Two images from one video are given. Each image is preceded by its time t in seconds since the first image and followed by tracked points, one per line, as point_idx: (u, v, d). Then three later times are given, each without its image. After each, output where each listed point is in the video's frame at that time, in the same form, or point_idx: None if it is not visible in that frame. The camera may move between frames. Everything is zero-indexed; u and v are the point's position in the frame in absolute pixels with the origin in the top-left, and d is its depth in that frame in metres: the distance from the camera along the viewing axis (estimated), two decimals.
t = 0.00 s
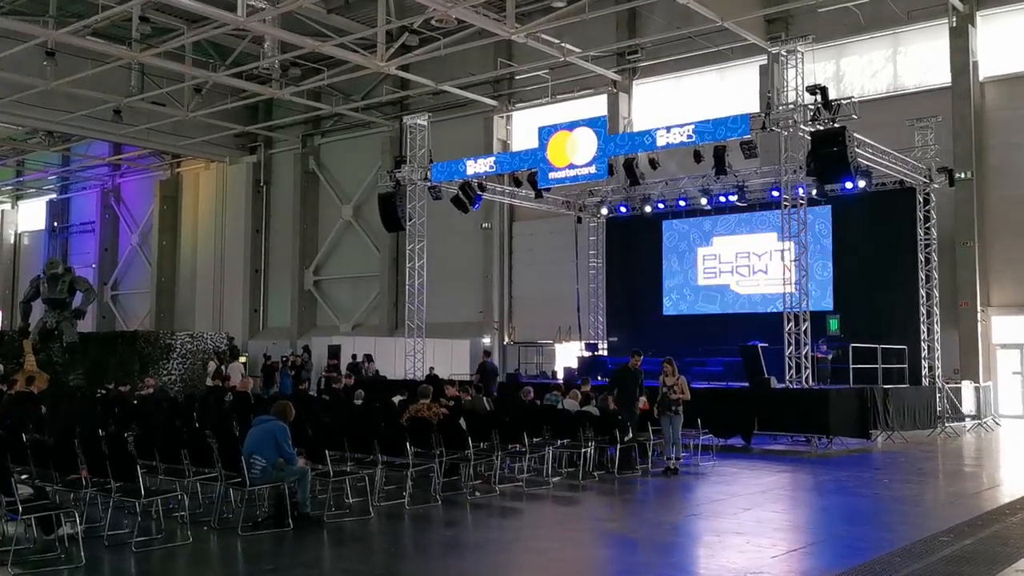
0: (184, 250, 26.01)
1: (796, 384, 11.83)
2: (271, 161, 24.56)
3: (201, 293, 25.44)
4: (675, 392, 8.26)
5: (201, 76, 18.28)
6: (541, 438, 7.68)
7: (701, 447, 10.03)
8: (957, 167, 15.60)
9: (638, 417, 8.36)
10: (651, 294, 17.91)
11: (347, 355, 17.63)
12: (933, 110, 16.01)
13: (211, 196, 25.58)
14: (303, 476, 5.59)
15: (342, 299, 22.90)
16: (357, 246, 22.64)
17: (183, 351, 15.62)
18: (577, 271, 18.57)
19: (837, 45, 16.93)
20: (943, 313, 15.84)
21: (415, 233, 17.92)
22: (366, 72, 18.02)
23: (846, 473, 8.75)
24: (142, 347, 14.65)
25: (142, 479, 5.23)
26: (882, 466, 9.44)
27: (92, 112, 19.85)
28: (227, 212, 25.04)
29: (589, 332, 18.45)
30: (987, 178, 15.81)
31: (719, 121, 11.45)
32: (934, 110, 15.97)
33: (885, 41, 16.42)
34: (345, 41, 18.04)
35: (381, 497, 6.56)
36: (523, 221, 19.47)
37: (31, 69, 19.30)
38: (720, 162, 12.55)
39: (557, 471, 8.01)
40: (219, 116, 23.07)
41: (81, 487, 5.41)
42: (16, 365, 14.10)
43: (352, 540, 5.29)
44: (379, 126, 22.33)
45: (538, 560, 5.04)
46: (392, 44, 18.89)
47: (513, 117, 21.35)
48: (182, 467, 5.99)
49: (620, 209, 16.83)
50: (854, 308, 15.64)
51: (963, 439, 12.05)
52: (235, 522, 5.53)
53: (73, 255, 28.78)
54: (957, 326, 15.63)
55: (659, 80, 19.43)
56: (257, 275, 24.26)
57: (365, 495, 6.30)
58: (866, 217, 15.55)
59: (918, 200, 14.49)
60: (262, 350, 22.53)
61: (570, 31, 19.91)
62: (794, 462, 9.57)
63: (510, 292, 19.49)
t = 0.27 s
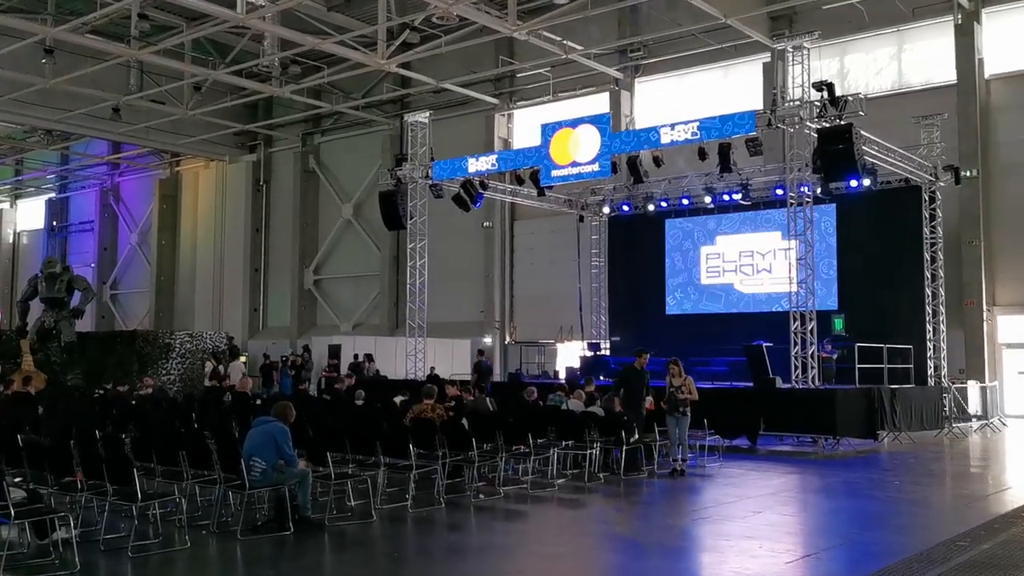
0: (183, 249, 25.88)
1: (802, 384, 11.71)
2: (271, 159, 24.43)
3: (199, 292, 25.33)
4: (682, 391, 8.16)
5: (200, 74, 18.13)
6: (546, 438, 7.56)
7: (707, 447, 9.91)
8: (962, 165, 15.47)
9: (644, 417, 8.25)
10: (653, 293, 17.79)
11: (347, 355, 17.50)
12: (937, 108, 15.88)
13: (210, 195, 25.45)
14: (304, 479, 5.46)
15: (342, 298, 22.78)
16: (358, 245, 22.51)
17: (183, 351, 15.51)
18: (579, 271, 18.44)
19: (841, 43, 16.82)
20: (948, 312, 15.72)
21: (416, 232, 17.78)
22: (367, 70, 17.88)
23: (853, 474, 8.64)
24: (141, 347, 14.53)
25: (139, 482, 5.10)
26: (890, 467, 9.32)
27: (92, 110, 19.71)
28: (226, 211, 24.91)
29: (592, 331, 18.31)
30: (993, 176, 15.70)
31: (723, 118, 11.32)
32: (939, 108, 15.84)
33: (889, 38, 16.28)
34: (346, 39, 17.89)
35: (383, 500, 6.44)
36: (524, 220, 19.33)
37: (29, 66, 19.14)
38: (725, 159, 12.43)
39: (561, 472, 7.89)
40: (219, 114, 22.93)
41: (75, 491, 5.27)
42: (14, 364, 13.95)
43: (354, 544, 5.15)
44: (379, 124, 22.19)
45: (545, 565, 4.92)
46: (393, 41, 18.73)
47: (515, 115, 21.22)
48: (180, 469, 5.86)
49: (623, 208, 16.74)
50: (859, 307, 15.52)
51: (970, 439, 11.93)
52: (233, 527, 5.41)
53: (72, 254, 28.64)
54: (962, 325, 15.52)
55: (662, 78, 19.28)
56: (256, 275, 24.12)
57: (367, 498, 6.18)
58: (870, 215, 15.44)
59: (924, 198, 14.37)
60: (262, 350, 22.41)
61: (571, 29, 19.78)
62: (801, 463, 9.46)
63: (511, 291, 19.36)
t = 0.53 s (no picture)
0: (184, 249, 25.77)
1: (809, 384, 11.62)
2: (271, 159, 24.33)
3: (199, 292, 25.23)
4: (687, 392, 8.11)
5: (201, 73, 18.04)
6: (552, 440, 7.47)
7: (714, 449, 9.81)
8: (968, 164, 15.36)
9: (650, 418, 8.18)
10: (656, 293, 17.68)
11: (349, 356, 17.40)
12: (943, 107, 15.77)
13: (210, 195, 25.35)
14: (307, 482, 5.37)
15: (343, 298, 22.69)
16: (359, 245, 22.41)
17: (183, 352, 15.41)
18: (581, 271, 18.32)
19: (845, 41, 16.69)
20: (953, 313, 15.61)
21: (418, 231, 17.68)
22: (368, 69, 17.77)
23: (861, 476, 8.54)
24: (141, 348, 14.44)
25: (139, 487, 5.00)
26: (899, 469, 9.22)
27: (92, 109, 19.62)
28: (227, 211, 24.81)
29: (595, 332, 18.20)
30: (999, 176, 15.58)
31: (729, 116, 11.21)
32: (945, 106, 15.73)
33: (894, 37, 16.16)
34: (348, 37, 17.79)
35: (388, 503, 6.34)
36: (526, 219, 19.21)
37: (28, 65, 19.02)
38: (731, 158, 12.33)
39: (567, 475, 7.79)
40: (219, 113, 22.83)
41: (74, 495, 5.17)
42: (13, 365, 13.85)
43: (359, 550, 5.04)
44: (380, 124, 22.09)
45: (553, 570, 4.83)
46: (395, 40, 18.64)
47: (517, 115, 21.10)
48: (181, 472, 5.76)
49: (626, 207, 16.66)
50: (864, 307, 15.43)
51: (977, 440, 11.84)
52: (235, 531, 5.32)
53: (72, 254, 28.54)
54: (968, 326, 15.42)
55: (665, 77, 19.15)
56: (257, 275, 24.03)
57: (371, 501, 6.09)
58: (875, 215, 15.34)
59: (930, 198, 14.27)
60: (262, 350, 22.31)
61: (574, 28, 19.67)
62: (808, 464, 9.36)
63: (513, 291, 19.24)
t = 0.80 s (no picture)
0: (186, 249, 25.67)
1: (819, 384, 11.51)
2: (274, 158, 24.23)
3: (201, 292, 25.12)
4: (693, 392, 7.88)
5: (203, 71, 17.93)
6: (561, 441, 7.35)
7: (723, 450, 9.69)
8: (977, 163, 15.22)
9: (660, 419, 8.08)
10: (661, 293, 17.56)
11: (352, 355, 17.29)
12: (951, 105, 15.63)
13: (212, 194, 25.24)
14: (314, 484, 5.26)
15: (345, 297, 22.58)
16: (362, 244, 22.30)
17: (186, 351, 15.31)
18: (586, 270, 18.20)
19: (852, 38, 16.55)
20: (962, 313, 15.48)
21: (421, 231, 17.57)
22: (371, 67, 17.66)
23: (873, 477, 8.42)
24: (144, 347, 14.35)
25: (142, 489, 4.89)
26: (911, 470, 9.09)
27: (94, 108, 19.52)
28: (229, 210, 24.70)
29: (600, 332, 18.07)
30: (1007, 175, 15.45)
31: (737, 114, 11.09)
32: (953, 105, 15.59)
33: (901, 34, 16.02)
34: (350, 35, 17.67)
35: (395, 505, 6.23)
36: (531, 218, 19.07)
37: (29, 63, 18.89)
38: (739, 156, 12.20)
39: (576, 476, 7.68)
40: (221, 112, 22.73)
41: (76, 497, 5.05)
42: (14, 365, 13.74)
43: (366, 555, 4.92)
44: (383, 122, 21.98)
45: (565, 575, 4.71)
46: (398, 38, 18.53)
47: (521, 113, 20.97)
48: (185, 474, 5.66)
49: (631, 206, 16.56)
50: (871, 307, 15.31)
51: (988, 441, 11.72)
52: (241, 534, 5.21)
53: (74, 254, 28.45)
54: (976, 326, 15.29)
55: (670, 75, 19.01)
56: (259, 274, 23.92)
57: (379, 503, 5.98)
58: (883, 214, 15.22)
59: (938, 196, 14.14)
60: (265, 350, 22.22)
61: (578, 25, 19.55)
62: (819, 466, 9.24)
63: (517, 291, 19.10)
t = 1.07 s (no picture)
0: (216, 255, 25.78)
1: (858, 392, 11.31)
2: (303, 164, 24.29)
3: (231, 298, 25.21)
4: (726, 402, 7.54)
5: (234, 78, 17.98)
6: (596, 451, 7.23)
7: (761, 460, 9.51)
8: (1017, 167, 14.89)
9: (696, 427, 7.97)
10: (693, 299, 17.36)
11: (382, 361, 17.24)
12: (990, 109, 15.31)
13: (242, 200, 25.34)
14: (348, 494, 5.20)
15: (374, 303, 22.56)
16: (390, 250, 22.28)
17: (216, 357, 15.33)
18: (617, 276, 18.02)
19: (888, 41, 16.27)
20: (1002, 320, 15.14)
21: (451, 236, 17.48)
22: (400, 73, 17.63)
23: (916, 489, 8.21)
24: (175, 352, 14.39)
25: (176, 498, 4.84)
26: (954, 482, 8.86)
27: (126, 114, 19.66)
28: (258, 216, 24.78)
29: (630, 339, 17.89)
30: None
31: (772, 117, 10.92)
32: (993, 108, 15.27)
33: (939, 37, 15.73)
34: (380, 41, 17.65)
35: (429, 515, 6.15)
36: (560, 224, 18.90)
37: (62, 70, 19.04)
38: (774, 160, 12.02)
39: (611, 486, 7.55)
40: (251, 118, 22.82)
41: (109, 506, 5.01)
42: (47, 370, 13.79)
43: (401, 567, 4.82)
44: (412, 128, 21.96)
45: None
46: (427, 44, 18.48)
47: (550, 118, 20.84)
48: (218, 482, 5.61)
49: (662, 212, 16.42)
50: (908, 314, 15.03)
51: None
52: (276, 544, 5.15)
53: (105, 259, 28.69)
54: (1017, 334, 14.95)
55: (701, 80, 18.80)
56: (289, 280, 23.98)
57: (413, 513, 5.89)
58: (920, 219, 14.93)
59: (978, 201, 13.86)
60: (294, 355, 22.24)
61: (608, 30, 19.40)
62: (859, 477, 9.03)
63: (546, 297, 18.94)
